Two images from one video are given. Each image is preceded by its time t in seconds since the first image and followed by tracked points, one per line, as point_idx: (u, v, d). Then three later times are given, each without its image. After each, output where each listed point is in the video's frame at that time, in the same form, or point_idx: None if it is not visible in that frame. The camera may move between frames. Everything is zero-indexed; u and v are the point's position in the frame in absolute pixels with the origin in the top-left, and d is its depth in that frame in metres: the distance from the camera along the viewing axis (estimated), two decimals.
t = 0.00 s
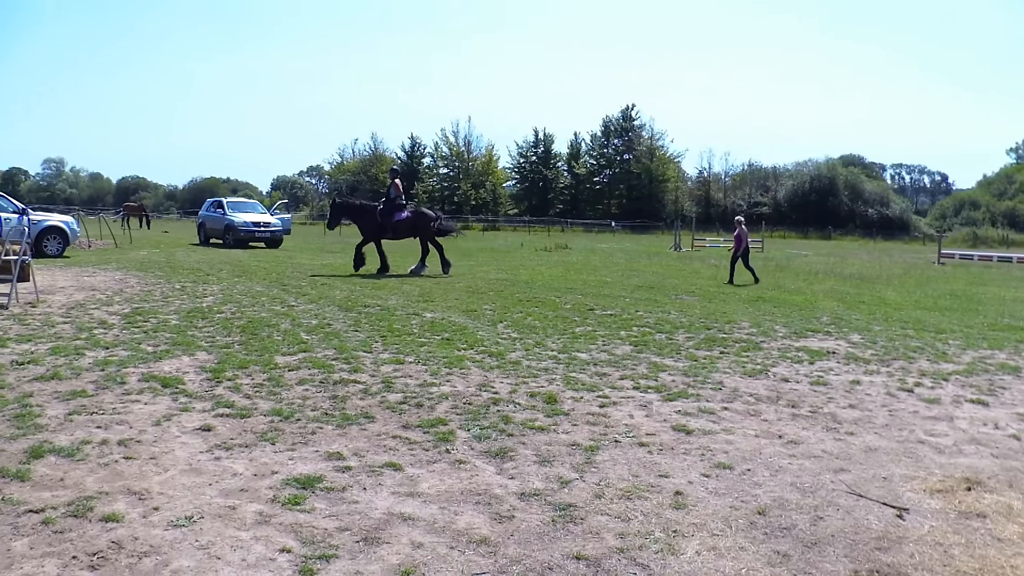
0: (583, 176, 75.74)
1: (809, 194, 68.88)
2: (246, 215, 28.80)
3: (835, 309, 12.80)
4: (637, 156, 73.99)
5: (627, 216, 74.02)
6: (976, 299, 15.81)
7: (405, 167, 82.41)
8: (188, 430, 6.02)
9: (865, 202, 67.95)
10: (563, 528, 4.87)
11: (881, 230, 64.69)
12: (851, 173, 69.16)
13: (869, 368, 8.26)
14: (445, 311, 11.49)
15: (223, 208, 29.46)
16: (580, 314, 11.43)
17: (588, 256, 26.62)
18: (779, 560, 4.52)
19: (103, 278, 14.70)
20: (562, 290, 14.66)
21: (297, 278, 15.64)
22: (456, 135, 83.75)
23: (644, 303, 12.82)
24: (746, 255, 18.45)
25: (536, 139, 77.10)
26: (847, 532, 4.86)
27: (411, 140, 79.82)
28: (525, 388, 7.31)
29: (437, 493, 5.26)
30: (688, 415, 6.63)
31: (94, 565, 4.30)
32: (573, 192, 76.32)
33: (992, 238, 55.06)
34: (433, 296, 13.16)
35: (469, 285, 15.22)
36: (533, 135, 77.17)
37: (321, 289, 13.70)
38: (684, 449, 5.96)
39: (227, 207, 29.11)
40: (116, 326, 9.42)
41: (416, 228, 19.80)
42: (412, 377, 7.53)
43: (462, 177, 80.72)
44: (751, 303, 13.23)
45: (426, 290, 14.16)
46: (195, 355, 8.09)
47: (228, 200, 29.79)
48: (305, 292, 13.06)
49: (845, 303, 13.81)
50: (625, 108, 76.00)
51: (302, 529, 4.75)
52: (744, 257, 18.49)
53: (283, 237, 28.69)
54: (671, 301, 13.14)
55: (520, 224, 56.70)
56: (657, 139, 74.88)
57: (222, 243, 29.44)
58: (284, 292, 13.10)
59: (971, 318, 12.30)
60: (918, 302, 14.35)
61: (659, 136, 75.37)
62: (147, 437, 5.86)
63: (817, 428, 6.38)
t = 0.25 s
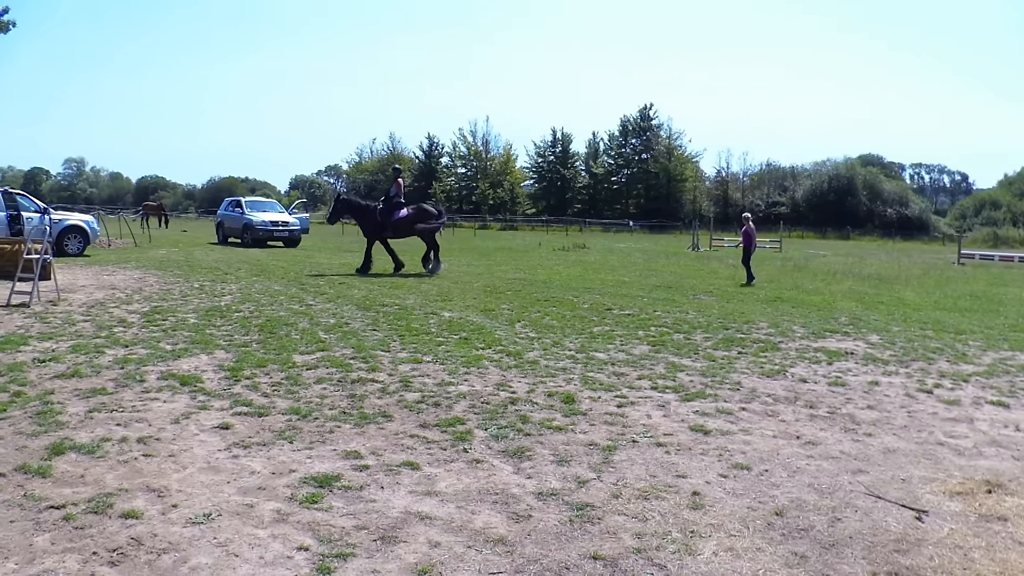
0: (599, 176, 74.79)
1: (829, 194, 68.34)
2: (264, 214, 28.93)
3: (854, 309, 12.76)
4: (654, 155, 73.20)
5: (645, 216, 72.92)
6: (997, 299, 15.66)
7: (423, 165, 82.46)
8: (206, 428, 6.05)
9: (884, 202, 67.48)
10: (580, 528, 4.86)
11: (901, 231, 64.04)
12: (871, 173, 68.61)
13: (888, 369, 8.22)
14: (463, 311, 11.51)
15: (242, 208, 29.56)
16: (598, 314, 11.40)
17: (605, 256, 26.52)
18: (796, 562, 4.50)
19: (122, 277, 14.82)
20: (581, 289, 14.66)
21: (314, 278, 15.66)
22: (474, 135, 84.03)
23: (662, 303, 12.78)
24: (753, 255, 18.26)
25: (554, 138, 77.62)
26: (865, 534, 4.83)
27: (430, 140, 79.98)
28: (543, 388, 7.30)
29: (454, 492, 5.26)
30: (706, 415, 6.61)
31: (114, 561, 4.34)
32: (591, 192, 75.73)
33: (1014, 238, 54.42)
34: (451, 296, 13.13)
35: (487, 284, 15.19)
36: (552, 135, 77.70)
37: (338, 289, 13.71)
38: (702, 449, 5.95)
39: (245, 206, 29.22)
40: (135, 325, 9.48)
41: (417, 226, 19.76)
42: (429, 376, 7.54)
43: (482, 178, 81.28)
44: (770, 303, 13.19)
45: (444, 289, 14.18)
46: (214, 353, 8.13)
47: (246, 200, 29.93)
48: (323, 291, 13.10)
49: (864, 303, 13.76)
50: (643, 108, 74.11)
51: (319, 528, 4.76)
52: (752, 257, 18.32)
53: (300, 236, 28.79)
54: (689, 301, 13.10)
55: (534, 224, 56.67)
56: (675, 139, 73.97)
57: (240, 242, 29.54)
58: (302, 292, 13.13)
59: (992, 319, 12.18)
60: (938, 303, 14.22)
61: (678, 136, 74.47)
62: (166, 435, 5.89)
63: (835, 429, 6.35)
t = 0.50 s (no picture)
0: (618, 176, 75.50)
1: (846, 194, 67.78)
2: (282, 213, 29.06)
3: (871, 309, 12.77)
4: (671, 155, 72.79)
5: (664, 216, 72.68)
6: (1015, 301, 15.53)
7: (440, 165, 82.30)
8: (224, 426, 6.08)
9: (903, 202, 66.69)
10: (597, 528, 4.86)
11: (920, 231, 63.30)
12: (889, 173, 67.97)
13: (906, 370, 8.18)
14: (480, 310, 11.53)
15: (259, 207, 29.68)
16: (615, 314, 11.38)
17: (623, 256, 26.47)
18: (813, 564, 4.48)
19: (140, 275, 14.92)
20: (599, 289, 14.67)
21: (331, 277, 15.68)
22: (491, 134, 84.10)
23: (679, 304, 12.75)
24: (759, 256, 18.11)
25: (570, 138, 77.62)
26: (883, 536, 4.81)
27: (446, 141, 80.20)
28: (560, 388, 7.30)
29: (470, 492, 5.27)
30: (723, 416, 6.60)
31: (132, 558, 4.37)
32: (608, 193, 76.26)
33: None
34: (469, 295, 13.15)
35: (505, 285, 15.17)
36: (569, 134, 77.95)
37: (355, 288, 13.73)
38: (719, 450, 5.94)
39: (263, 206, 29.34)
40: (154, 323, 9.54)
41: (419, 225, 19.72)
42: (447, 376, 7.55)
43: (499, 177, 81.10)
44: (786, 304, 13.18)
45: (460, 289, 14.16)
46: (231, 352, 8.17)
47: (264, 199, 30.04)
48: (340, 291, 13.14)
49: (881, 304, 13.76)
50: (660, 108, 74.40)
51: (336, 526, 4.78)
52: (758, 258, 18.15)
53: (318, 236, 28.92)
54: (706, 301, 13.14)
55: (547, 224, 56.68)
56: (691, 139, 73.81)
57: (258, 241, 29.67)
58: (319, 291, 13.17)
59: (1012, 321, 12.09)
60: (956, 304, 14.12)
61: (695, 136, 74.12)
62: (184, 433, 5.92)
63: (852, 430, 6.32)
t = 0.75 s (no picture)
0: (635, 176, 74.93)
1: (863, 194, 67.33)
2: (298, 213, 29.19)
3: (888, 310, 12.72)
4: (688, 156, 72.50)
5: (680, 216, 72.29)
6: None
7: (457, 164, 82.23)
8: (240, 425, 6.10)
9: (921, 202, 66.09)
10: (612, 528, 4.85)
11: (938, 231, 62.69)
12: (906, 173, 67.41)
13: (923, 372, 8.13)
14: (497, 310, 11.54)
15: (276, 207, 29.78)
16: (631, 314, 11.37)
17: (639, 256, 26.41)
18: (830, 565, 4.46)
19: (158, 274, 15.02)
20: (614, 289, 14.65)
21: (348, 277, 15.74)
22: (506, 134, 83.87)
23: (695, 304, 12.72)
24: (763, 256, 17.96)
25: (588, 139, 77.72)
26: (900, 538, 4.78)
27: (462, 141, 80.00)
28: (575, 388, 7.29)
29: (486, 491, 5.27)
30: (739, 417, 6.58)
31: (149, 555, 4.40)
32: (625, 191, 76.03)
33: None
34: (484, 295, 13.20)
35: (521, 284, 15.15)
36: (586, 135, 78.04)
37: (372, 288, 13.75)
38: (735, 450, 5.92)
39: (280, 206, 29.44)
40: (171, 322, 9.59)
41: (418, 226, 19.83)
42: (462, 375, 7.56)
43: (516, 176, 80.80)
44: (803, 305, 13.14)
45: (476, 288, 14.16)
46: (248, 351, 8.21)
47: (280, 199, 30.13)
48: (356, 290, 13.17)
49: (898, 304, 13.72)
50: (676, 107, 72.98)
51: (351, 525, 4.79)
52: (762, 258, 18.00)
53: (334, 235, 29.11)
54: (722, 301, 13.14)
55: (562, 224, 56.62)
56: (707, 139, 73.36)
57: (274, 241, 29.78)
58: (335, 290, 13.20)
59: None
60: (975, 306, 14.00)
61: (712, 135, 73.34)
62: (201, 431, 5.95)
63: (869, 432, 6.29)
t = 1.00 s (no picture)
0: (650, 176, 74.11)
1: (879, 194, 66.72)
2: (314, 212, 29.25)
3: (904, 311, 12.65)
4: (703, 155, 71.88)
5: (695, 216, 71.70)
6: None
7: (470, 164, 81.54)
8: (256, 424, 6.13)
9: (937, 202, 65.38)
10: (627, 528, 4.85)
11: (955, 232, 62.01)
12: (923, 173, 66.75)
13: (940, 373, 8.09)
14: (512, 309, 11.56)
15: (291, 206, 29.85)
16: (646, 314, 11.35)
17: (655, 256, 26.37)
18: (845, 567, 4.44)
19: (175, 273, 15.09)
20: (629, 289, 14.62)
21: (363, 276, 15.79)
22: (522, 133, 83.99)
23: (710, 304, 12.69)
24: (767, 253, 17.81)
25: (603, 139, 77.94)
26: (916, 540, 4.75)
27: (477, 140, 80.04)
28: (590, 388, 7.28)
29: (501, 491, 5.27)
30: (754, 417, 6.56)
31: (165, 552, 4.42)
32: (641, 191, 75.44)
33: None
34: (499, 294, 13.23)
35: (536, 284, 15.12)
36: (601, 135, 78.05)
37: (387, 287, 13.77)
38: (750, 451, 5.91)
39: (296, 205, 29.52)
40: (187, 321, 9.62)
41: (415, 225, 19.78)
42: (477, 375, 7.57)
43: (530, 176, 81.01)
44: (818, 305, 13.10)
45: (491, 288, 14.15)
46: (264, 350, 8.24)
47: (296, 198, 30.20)
48: (372, 289, 13.20)
49: (915, 305, 13.63)
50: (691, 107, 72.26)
51: (366, 524, 4.80)
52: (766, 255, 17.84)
53: (350, 235, 29.06)
54: (738, 301, 13.13)
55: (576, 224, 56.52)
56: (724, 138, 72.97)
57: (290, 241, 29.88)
58: (350, 289, 13.23)
59: None
60: (993, 307, 13.87)
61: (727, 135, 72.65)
62: (216, 430, 5.98)
63: (885, 433, 6.27)
